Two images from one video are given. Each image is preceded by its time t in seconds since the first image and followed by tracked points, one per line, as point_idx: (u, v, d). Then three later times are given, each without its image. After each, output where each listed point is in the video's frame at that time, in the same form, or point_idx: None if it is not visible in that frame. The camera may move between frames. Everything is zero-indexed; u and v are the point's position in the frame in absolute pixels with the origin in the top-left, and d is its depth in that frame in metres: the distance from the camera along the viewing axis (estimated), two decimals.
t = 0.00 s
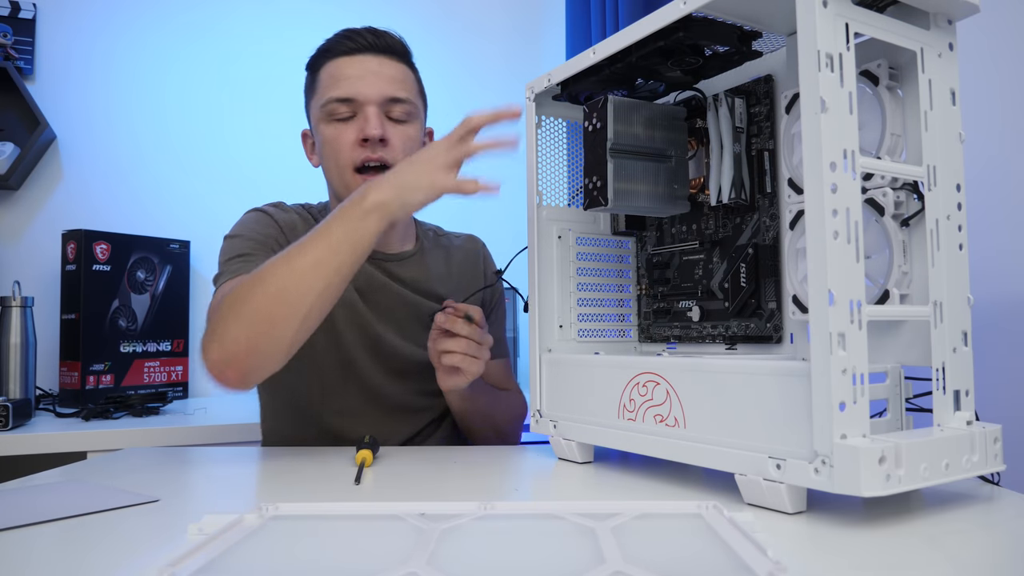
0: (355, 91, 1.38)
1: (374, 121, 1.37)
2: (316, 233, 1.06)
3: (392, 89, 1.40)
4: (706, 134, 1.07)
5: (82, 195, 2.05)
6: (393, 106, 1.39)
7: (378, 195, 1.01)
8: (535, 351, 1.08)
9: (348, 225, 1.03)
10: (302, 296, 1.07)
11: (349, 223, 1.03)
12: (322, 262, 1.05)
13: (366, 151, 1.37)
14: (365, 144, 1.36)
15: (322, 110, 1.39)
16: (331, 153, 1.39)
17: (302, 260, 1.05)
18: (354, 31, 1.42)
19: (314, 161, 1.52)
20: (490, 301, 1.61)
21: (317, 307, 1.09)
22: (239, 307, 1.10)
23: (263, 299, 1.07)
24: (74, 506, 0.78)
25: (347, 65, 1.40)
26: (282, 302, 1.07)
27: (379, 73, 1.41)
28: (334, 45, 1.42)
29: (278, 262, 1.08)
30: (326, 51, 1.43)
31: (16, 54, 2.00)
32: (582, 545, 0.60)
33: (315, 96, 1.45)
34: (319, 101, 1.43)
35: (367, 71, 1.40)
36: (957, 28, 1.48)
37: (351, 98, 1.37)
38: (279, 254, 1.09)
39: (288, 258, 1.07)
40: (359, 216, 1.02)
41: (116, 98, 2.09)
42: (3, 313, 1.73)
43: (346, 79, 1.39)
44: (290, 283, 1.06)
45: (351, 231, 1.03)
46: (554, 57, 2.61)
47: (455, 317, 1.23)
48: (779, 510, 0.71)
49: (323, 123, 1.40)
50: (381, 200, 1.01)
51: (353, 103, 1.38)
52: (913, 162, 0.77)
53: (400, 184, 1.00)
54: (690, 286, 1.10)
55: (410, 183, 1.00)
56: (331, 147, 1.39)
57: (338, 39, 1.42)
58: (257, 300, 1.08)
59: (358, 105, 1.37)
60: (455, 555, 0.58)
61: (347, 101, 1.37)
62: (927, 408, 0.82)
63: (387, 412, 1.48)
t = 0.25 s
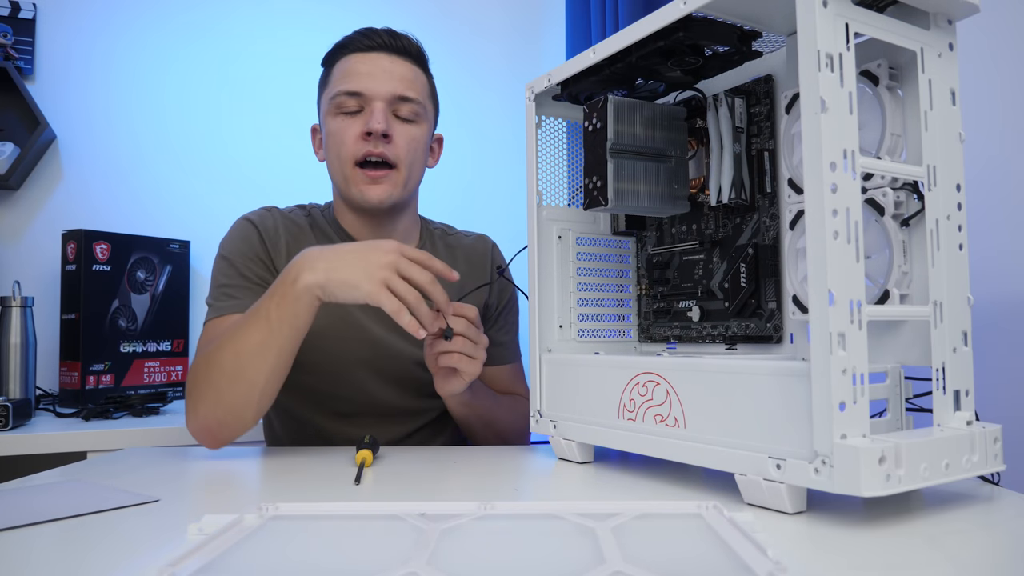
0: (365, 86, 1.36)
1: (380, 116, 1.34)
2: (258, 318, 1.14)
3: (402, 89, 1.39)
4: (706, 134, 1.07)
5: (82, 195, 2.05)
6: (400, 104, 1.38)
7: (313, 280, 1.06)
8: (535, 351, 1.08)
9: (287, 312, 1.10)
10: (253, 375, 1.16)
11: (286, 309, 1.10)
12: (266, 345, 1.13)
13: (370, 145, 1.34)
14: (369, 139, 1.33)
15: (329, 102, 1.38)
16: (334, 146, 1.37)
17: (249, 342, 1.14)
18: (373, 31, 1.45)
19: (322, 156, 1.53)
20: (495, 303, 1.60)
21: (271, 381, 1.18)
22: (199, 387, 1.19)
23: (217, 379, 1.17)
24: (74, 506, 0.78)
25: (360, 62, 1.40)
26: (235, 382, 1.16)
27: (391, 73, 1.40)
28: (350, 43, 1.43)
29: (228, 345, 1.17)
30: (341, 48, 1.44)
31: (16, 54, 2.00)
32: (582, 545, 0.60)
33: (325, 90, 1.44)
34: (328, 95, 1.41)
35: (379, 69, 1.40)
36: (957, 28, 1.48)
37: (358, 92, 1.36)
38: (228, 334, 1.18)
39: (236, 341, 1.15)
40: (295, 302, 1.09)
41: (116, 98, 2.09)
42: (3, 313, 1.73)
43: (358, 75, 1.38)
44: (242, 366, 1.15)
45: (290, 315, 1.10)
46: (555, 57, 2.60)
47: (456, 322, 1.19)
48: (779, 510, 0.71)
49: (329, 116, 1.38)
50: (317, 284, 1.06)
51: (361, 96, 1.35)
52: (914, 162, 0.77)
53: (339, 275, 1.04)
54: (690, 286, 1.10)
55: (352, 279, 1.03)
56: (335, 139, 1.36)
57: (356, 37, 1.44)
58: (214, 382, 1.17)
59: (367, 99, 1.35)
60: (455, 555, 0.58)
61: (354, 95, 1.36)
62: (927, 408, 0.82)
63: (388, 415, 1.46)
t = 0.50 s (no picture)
0: (366, 84, 1.37)
1: (379, 114, 1.35)
2: (258, 334, 1.14)
3: (403, 87, 1.39)
4: (706, 134, 1.07)
5: (82, 195, 2.05)
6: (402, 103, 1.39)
7: (312, 297, 1.07)
8: (535, 350, 1.08)
9: (287, 327, 1.11)
10: (254, 390, 1.16)
11: (285, 322, 1.11)
12: (267, 359, 1.14)
13: (368, 142, 1.35)
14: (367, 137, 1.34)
15: (331, 99, 1.39)
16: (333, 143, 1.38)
17: (249, 358, 1.15)
18: (377, 30, 1.46)
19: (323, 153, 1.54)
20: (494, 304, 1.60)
21: (274, 395, 1.17)
22: (201, 405, 1.19)
23: (218, 396, 1.16)
24: (74, 506, 0.78)
25: (363, 59, 1.41)
26: (237, 398, 1.15)
27: (393, 70, 1.40)
28: (355, 40, 1.44)
29: (228, 362, 1.17)
30: (346, 45, 1.44)
31: (16, 54, 2.01)
32: (582, 545, 0.60)
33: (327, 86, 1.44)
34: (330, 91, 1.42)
35: (382, 67, 1.40)
36: (957, 28, 1.48)
37: (361, 89, 1.37)
38: (229, 351, 1.19)
39: (236, 358, 1.16)
40: (294, 316, 1.10)
41: (116, 98, 2.09)
42: (3, 313, 1.73)
43: (360, 72, 1.39)
44: (244, 381, 1.15)
45: (290, 330, 1.11)
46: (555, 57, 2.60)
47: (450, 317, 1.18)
48: (779, 510, 0.71)
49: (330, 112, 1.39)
50: (316, 301, 1.07)
51: (362, 95, 1.37)
52: (914, 162, 0.77)
53: (339, 290, 1.04)
54: (690, 286, 1.10)
55: (351, 294, 1.03)
56: (334, 136, 1.37)
57: (360, 35, 1.45)
58: (216, 399, 1.16)
59: (367, 97, 1.37)
60: (455, 555, 0.58)
61: (356, 93, 1.37)
62: (927, 409, 0.82)
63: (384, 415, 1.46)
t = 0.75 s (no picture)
0: (369, 87, 1.37)
1: (383, 119, 1.35)
2: (259, 336, 1.15)
3: (406, 90, 1.39)
4: (706, 135, 1.07)
5: (81, 195, 2.05)
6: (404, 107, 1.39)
7: (313, 300, 1.07)
8: (535, 350, 1.08)
9: (288, 329, 1.11)
10: (254, 391, 1.16)
11: (286, 324, 1.11)
12: (267, 360, 1.14)
13: (372, 147, 1.35)
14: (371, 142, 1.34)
15: (334, 101, 1.38)
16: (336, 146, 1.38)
17: (250, 360, 1.15)
18: (379, 29, 1.44)
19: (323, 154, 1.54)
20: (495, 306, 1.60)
21: (273, 397, 1.18)
22: (200, 405, 1.18)
23: (218, 397, 1.16)
24: (74, 506, 0.78)
25: (365, 60, 1.39)
26: (236, 399, 1.15)
27: (397, 71, 1.40)
28: (358, 40, 1.42)
29: (228, 363, 1.17)
30: (349, 44, 1.43)
31: (16, 54, 2.01)
32: (582, 545, 0.60)
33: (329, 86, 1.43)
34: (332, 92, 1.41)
35: (385, 69, 1.39)
36: (957, 28, 1.48)
37: (363, 93, 1.36)
38: (229, 352, 1.19)
39: (236, 359, 1.16)
40: (294, 319, 1.10)
41: (116, 98, 2.09)
42: (3, 313, 1.73)
43: (363, 75, 1.38)
44: (244, 382, 1.15)
45: (291, 332, 1.11)
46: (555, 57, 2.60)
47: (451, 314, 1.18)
48: (779, 510, 0.71)
49: (332, 114, 1.39)
50: (317, 303, 1.07)
51: (365, 98, 1.37)
52: (913, 162, 0.77)
53: (337, 291, 1.05)
54: (690, 286, 1.10)
55: (351, 295, 1.03)
56: (337, 140, 1.37)
57: (362, 34, 1.43)
58: (215, 400, 1.16)
59: (370, 101, 1.37)
60: (454, 555, 0.58)
61: (358, 96, 1.36)
62: (927, 409, 0.82)
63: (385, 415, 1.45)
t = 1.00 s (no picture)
0: (372, 95, 1.37)
1: (386, 128, 1.35)
2: (264, 336, 1.15)
3: (409, 98, 1.39)
4: (706, 135, 1.07)
5: (82, 195, 2.05)
6: (407, 114, 1.39)
7: (320, 297, 1.09)
8: (535, 350, 1.08)
9: (293, 327, 1.12)
10: (256, 391, 1.15)
11: (292, 321, 1.12)
12: (271, 359, 1.13)
13: (375, 156, 1.35)
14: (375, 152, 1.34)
15: (337, 109, 1.38)
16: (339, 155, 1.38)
17: (253, 359, 1.14)
18: (380, 34, 1.44)
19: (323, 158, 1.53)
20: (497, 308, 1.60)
21: (275, 398, 1.17)
22: (200, 406, 1.17)
23: (219, 396, 1.15)
24: (74, 506, 0.78)
25: (367, 67, 1.39)
26: (238, 399, 1.14)
27: (398, 78, 1.39)
28: (359, 47, 1.42)
29: (230, 363, 1.17)
30: (349, 51, 1.42)
31: (16, 54, 2.01)
32: (582, 545, 0.60)
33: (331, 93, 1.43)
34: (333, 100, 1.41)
35: (387, 76, 1.39)
36: (957, 28, 1.48)
37: (367, 101, 1.36)
38: (232, 353, 1.18)
39: (240, 359, 1.16)
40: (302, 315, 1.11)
41: (116, 98, 2.09)
42: (3, 313, 1.73)
43: (365, 82, 1.38)
44: (247, 381, 1.14)
45: (296, 331, 1.12)
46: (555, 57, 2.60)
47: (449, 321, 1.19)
48: (779, 510, 0.71)
49: (336, 122, 1.39)
50: (324, 299, 1.09)
51: (368, 106, 1.37)
52: (913, 162, 0.77)
53: (344, 283, 1.07)
54: (690, 286, 1.10)
55: (356, 286, 1.06)
56: (341, 149, 1.38)
57: (364, 40, 1.43)
58: (216, 400, 1.15)
59: (373, 109, 1.37)
60: (454, 555, 0.58)
61: (362, 104, 1.37)
62: (927, 409, 0.82)
63: (387, 415, 1.45)
